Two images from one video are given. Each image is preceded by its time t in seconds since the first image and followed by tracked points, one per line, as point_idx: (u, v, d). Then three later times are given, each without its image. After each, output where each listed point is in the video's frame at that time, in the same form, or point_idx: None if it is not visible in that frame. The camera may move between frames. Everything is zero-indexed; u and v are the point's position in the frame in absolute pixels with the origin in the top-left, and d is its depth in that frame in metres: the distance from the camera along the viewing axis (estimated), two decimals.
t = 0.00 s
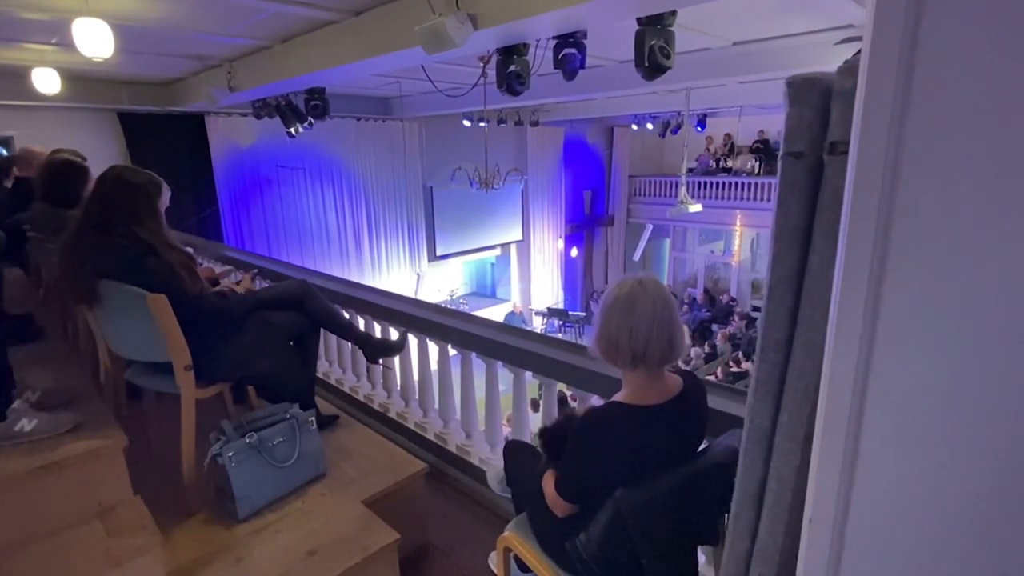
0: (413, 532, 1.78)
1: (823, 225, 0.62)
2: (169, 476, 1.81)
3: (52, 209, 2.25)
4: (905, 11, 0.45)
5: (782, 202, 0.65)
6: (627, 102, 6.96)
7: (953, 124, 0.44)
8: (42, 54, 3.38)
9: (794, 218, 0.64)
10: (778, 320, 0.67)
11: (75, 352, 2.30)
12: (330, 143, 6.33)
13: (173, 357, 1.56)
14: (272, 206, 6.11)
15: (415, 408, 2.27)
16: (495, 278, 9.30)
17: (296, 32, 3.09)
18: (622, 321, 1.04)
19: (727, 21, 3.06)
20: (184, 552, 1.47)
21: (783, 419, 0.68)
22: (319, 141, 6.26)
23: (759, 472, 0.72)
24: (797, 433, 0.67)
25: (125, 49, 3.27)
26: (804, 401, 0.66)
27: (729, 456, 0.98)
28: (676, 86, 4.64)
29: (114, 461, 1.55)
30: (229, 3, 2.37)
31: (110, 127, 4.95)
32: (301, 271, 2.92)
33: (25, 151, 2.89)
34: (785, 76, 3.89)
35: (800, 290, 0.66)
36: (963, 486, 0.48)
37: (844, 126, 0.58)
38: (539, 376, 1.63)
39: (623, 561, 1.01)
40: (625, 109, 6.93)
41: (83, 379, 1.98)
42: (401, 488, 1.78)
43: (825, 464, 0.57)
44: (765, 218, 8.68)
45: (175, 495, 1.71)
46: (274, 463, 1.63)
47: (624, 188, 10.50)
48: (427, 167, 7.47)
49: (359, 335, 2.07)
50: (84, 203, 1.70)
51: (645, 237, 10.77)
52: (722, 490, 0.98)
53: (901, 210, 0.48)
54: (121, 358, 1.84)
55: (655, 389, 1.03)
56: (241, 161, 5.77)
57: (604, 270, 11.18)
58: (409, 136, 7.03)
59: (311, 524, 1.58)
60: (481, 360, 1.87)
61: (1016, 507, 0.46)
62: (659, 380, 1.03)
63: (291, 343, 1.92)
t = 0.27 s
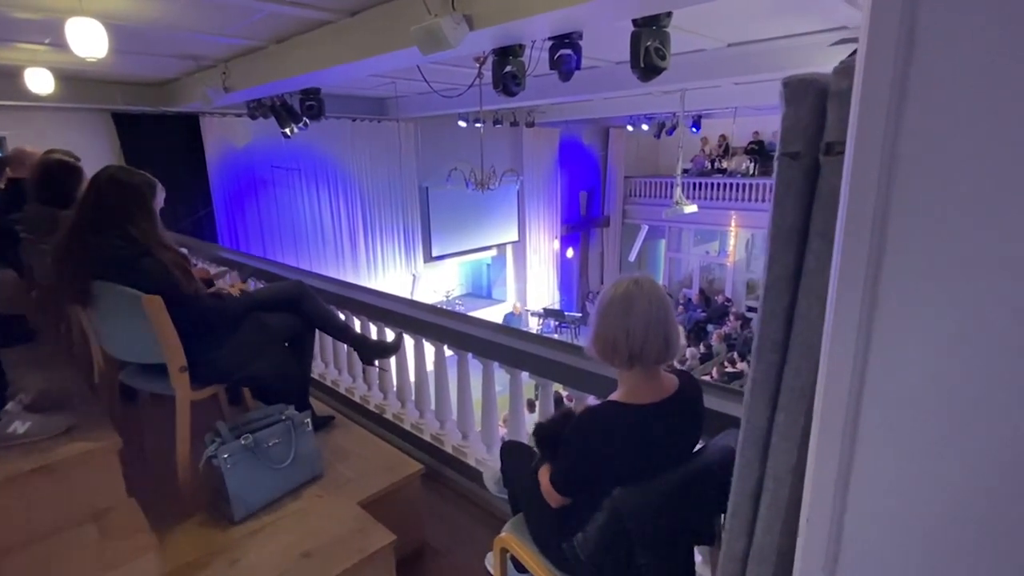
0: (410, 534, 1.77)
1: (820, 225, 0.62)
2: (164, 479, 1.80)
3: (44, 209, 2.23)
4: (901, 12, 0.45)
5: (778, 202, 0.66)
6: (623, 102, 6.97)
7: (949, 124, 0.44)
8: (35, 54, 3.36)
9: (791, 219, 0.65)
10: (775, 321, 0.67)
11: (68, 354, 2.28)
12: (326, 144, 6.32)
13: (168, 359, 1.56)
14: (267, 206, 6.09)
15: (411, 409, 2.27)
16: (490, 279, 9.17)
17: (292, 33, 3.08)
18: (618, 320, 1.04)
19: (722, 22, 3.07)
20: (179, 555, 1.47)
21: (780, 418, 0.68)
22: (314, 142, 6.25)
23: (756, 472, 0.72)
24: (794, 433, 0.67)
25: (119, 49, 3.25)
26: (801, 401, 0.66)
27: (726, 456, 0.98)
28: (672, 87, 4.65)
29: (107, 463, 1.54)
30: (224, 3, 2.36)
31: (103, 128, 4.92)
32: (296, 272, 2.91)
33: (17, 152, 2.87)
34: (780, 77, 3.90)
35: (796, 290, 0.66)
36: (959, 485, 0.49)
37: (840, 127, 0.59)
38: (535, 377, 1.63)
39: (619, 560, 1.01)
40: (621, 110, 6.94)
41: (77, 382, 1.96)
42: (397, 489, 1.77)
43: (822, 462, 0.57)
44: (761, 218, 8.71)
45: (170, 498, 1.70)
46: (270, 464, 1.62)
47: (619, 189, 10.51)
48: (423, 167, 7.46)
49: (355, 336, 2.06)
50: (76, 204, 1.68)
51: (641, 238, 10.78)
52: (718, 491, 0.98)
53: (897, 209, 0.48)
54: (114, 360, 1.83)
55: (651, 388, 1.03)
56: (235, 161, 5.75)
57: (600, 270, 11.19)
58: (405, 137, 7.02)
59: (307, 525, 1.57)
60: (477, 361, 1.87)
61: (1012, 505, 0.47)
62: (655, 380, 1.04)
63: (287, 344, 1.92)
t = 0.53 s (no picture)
0: (408, 535, 1.77)
1: (817, 225, 0.62)
2: (162, 480, 1.79)
3: (41, 211, 2.22)
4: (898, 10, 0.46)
5: (776, 202, 0.66)
6: (621, 104, 6.98)
7: (947, 122, 0.44)
8: (32, 55, 3.35)
9: (789, 219, 0.65)
10: (774, 320, 0.68)
11: (66, 355, 2.28)
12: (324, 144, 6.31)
13: (166, 360, 1.55)
14: (265, 208, 6.08)
15: (410, 410, 2.27)
16: (489, 280, 9.26)
17: (289, 34, 3.08)
18: (618, 321, 1.04)
19: (719, 23, 3.08)
20: (177, 556, 1.46)
21: (778, 418, 0.69)
22: (312, 143, 6.24)
23: (754, 471, 0.72)
24: (792, 433, 0.67)
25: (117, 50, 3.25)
26: (799, 400, 0.66)
27: (724, 456, 0.98)
28: (669, 88, 4.66)
29: (105, 464, 1.54)
30: (221, 4, 2.36)
31: (100, 129, 4.91)
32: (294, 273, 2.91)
33: (14, 153, 2.86)
34: (777, 77, 3.91)
35: (794, 289, 0.66)
36: (958, 482, 0.49)
37: (837, 127, 0.59)
38: (533, 378, 1.63)
39: (618, 560, 1.02)
40: (619, 111, 6.95)
41: (74, 383, 1.96)
42: (395, 491, 1.77)
43: (821, 459, 0.57)
44: (758, 219, 8.73)
45: (168, 500, 1.69)
46: (268, 466, 1.62)
47: (617, 190, 10.52)
48: (421, 168, 7.46)
49: (353, 338, 2.06)
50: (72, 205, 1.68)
51: (639, 239, 10.79)
52: (717, 490, 0.98)
53: (894, 207, 0.48)
54: (112, 361, 1.82)
55: (649, 387, 1.03)
56: (233, 163, 5.74)
57: (598, 271, 11.20)
58: (403, 138, 7.02)
59: (305, 527, 1.57)
60: (476, 362, 1.86)
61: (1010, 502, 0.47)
62: (653, 379, 1.04)
63: (285, 346, 1.92)
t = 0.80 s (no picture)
0: (406, 535, 1.77)
1: (814, 224, 0.63)
2: (158, 481, 1.79)
3: (36, 211, 2.22)
4: (893, 10, 0.46)
5: (773, 202, 0.66)
6: (617, 103, 6.99)
7: (942, 121, 0.45)
8: (26, 54, 3.34)
9: (785, 219, 0.65)
10: (770, 320, 0.68)
11: (62, 356, 2.27)
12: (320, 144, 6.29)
13: (162, 360, 1.54)
14: (261, 208, 6.07)
15: (407, 410, 2.27)
16: (485, 279, 9.35)
17: (285, 33, 3.07)
18: (616, 319, 1.04)
19: (716, 23, 3.08)
20: (174, 557, 1.46)
21: (774, 416, 0.69)
22: (308, 143, 6.23)
23: (751, 470, 0.73)
24: (789, 432, 0.68)
25: (112, 49, 3.24)
26: (796, 400, 0.67)
27: (722, 454, 0.99)
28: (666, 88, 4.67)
29: (102, 466, 1.53)
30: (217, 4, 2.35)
31: (96, 129, 4.90)
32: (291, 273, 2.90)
33: (8, 153, 2.85)
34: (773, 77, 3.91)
35: (790, 289, 0.66)
36: (954, 479, 0.49)
37: (833, 127, 0.59)
38: (531, 377, 1.63)
39: (616, 558, 1.02)
40: (615, 111, 6.96)
41: (70, 384, 1.95)
42: (393, 491, 1.77)
43: (818, 457, 0.57)
44: (754, 219, 8.75)
45: (165, 501, 1.69)
46: (265, 466, 1.61)
47: (614, 189, 10.54)
48: (418, 168, 7.45)
49: (350, 338, 2.05)
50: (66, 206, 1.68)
51: (636, 239, 10.81)
52: (714, 489, 0.98)
53: (890, 208, 0.49)
54: (108, 362, 1.81)
55: (646, 386, 1.03)
56: (229, 163, 5.73)
57: (595, 270, 11.21)
58: (400, 137, 7.01)
59: (302, 527, 1.57)
60: (473, 361, 1.86)
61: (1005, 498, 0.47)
62: (650, 378, 1.04)
63: (281, 346, 1.90)
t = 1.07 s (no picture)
0: (402, 533, 1.77)
1: (808, 222, 0.63)
2: (153, 482, 1.78)
3: (27, 210, 2.20)
4: (888, 7, 0.46)
5: (768, 200, 0.66)
6: (613, 102, 7.00)
7: (937, 119, 0.45)
8: (18, 52, 3.31)
9: (780, 217, 0.65)
10: (765, 318, 0.68)
11: (56, 355, 2.25)
12: (315, 143, 6.28)
13: (156, 360, 1.53)
14: (256, 206, 6.05)
15: (403, 409, 2.26)
16: (481, 278, 9.31)
17: (280, 31, 3.06)
18: (613, 318, 1.04)
19: (710, 22, 3.09)
20: (169, 558, 1.45)
21: (769, 413, 0.69)
22: (303, 141, 6.21)
23: (747, 467, 0.73)
24: (782, 429, 0.68)
25: (105, 47, 3.21)
26: (790, 398, 0.67)
27: (717, 452, 0.99)
28: (661, 86, 4.68)
29: (96, 466, 1.51)
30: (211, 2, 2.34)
31: (89, 127, 4.86)
32: (286, 272, 2.90)
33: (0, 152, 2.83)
34: (768, 77, 3.93)
35: (785, 286, 0.67)
36: (949, 476, 0.49)
37: (827, 125, 0.59)
38: (527, 376, 1.63)
39: (613, 557, 1.02)
40: (611, 109, 6.97)
41: (63, 384, 1.94)
42: (389, 490, 1.77)
43: (813, 455, 0.58)
44: (749, 217, 8.79)
45: (160, 501, 1.68)
46: (261, 466, 1.61)
47: (609, 188, 10.55)
48: (413, 167, 7.44)
49: (345, 336, 2.05)
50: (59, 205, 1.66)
51: (631, 237, 10.82)
52: (711, 486, 0.99)
53: (885, 206, 0.49)
54: (102, 361, 1.80)
55: (642, 385, 1.04)
56: (224, 161, 5.70)
57: (591, 269, 11.23)
58: (395, 136, 6.99)
59: (299, 527, 1.56)
60: (469, 360, 1.86)
61: (1000, 494, 0.47)
62: (646, 377, 1.04)
63: (276, 345, 1.90)
